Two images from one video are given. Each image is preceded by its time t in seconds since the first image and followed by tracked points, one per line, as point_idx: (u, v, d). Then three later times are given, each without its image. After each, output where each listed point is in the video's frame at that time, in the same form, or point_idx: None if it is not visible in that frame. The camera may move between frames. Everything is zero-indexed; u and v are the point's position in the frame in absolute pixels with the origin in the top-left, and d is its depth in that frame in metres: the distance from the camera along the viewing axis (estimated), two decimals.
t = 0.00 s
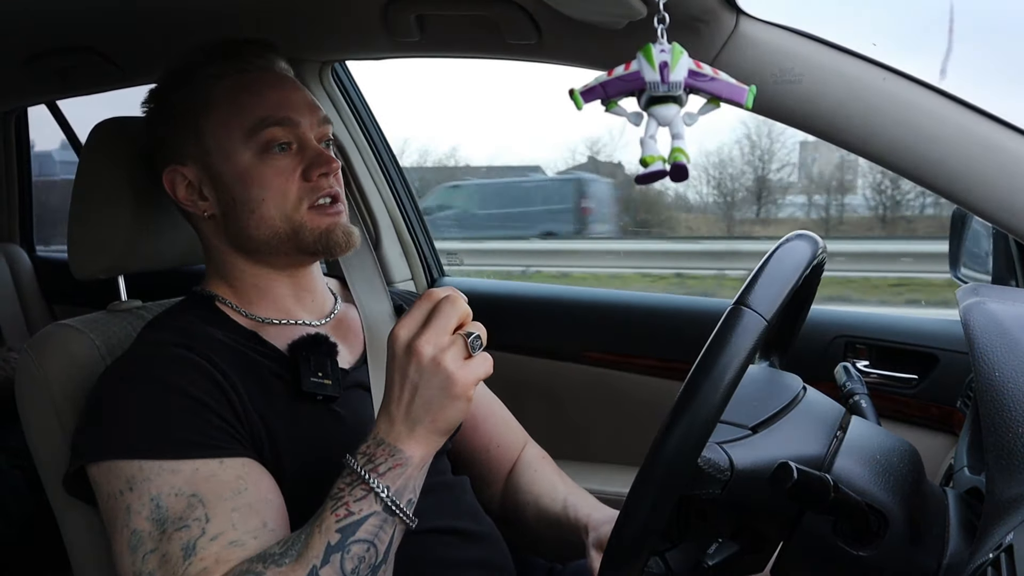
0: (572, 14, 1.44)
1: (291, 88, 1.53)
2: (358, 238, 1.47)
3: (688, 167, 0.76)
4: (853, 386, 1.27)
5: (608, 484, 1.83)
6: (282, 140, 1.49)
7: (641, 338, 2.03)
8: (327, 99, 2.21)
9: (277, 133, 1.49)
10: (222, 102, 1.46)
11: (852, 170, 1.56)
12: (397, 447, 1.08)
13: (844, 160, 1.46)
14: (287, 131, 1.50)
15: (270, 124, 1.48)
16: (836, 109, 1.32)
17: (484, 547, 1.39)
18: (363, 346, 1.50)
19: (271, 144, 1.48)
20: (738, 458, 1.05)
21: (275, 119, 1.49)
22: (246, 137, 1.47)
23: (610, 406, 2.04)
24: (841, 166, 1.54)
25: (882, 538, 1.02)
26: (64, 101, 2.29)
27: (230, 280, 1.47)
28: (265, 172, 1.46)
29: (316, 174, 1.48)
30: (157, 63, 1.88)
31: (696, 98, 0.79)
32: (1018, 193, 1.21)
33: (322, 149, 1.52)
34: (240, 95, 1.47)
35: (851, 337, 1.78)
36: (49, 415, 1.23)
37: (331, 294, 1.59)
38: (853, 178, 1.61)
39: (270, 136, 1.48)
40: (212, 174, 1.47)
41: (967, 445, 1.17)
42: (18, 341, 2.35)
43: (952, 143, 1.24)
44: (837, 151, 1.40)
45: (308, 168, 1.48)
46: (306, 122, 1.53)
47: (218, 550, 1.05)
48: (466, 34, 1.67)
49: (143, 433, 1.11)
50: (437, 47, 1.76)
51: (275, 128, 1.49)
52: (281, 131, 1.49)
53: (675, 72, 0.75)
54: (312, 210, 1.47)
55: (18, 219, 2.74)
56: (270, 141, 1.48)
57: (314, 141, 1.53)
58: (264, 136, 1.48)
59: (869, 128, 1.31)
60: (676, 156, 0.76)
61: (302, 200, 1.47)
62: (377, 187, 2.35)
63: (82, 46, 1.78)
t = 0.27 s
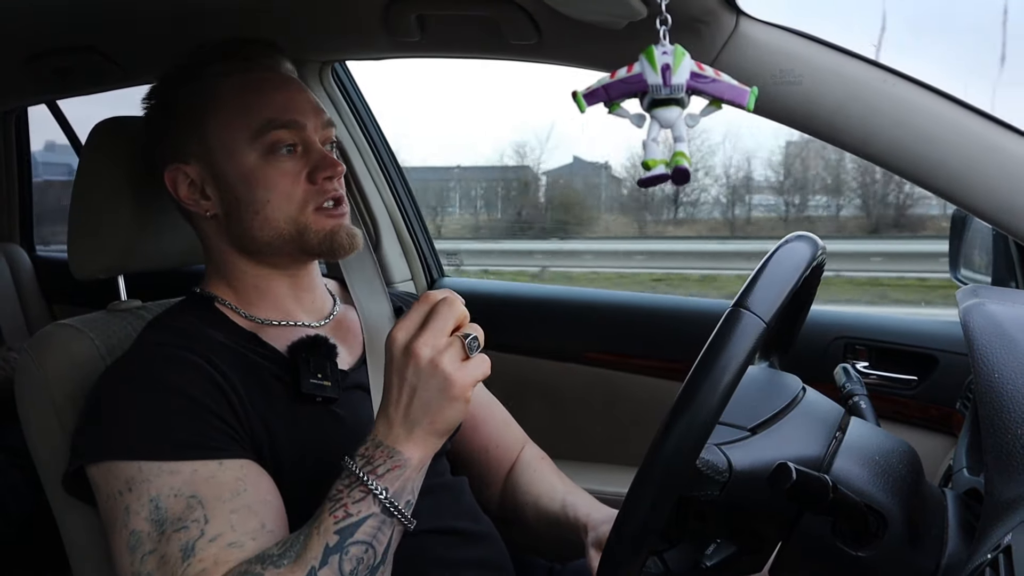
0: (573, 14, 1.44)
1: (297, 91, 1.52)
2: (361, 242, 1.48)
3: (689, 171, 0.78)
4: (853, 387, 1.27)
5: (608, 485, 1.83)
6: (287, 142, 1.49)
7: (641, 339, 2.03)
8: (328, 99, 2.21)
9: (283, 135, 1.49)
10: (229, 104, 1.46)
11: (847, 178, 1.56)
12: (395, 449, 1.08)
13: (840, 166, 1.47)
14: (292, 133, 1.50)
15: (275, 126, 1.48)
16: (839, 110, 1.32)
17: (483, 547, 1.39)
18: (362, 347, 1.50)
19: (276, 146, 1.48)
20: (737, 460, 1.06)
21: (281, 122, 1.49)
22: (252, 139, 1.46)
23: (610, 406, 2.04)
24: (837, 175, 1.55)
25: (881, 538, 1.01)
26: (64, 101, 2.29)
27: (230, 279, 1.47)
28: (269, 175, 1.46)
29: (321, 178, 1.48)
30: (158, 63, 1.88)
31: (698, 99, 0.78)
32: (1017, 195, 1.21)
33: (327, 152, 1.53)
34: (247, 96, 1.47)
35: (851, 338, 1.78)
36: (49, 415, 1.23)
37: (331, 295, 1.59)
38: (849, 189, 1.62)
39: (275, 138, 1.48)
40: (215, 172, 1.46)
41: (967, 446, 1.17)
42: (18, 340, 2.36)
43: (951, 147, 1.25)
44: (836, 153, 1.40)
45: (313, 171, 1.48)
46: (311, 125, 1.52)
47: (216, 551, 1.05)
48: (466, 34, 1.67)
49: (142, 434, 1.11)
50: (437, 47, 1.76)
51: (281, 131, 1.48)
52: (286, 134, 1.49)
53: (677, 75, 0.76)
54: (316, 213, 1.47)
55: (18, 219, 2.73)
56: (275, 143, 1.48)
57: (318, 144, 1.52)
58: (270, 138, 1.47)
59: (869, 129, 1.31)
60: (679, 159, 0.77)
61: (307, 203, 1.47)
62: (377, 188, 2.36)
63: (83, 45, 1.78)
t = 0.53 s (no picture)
0: (574, 14, 1.44)
1: (301, 88, 1.53)
2: (362, 240, 1.48)
3: (705, 167, 0.76)
4: (853, 386, 1.27)
5: (608, 484, 1.83)
6: (292, 139, 1.49)
7: (641, 339, 2.02)
8: (328, 99, 2.21)
9: (287, 132, 1.49)
10: (233, 100, 1.46)
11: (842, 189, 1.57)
12: (395, 461, 1.07)
13: (837, 174, 1.47)
14: (297, 130, 1.50)
15: (280, 123, 1.48)
16: (840, 109, 1.32)
17: (484, 547, 1.39)
18: (363, 346, 1.50)
19: (281, 142, 1.48)
20: (737, 461, 1.06)
21: (286, 118, 1.49)
22: (256, 135, 1.46)
23: (610, 406, 2.04)
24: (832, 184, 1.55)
25: (881, 538, 1.02)
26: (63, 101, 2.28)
27: (232, 278, 1.47)
28: (273, 171, 1.46)
29: (324, 175, 1.48)
30: (158, 62, 1.88)
31: (708, 97, 0.78)
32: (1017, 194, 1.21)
33: (331, 150, 1.53)
34: (252, 92, 1.47)
35: (852, 337, 1.78)
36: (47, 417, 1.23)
37: (331, 294, 1.59)
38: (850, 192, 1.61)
39: (280, 134, 1.48)
40: (218, 170, 1.46)
41: (967, 445, 1.17)
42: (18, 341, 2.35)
43: (952, 147, 1.25)
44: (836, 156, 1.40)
45: (317, 167, 1.49)
46: (315, 123, 1.53)
47: (215, 557, 1.04)
48: (466, 34, 1.67)
49: (141, 435, 1.11)
50: (437, 47, 1.76)
51: (285, 127, 1.48)
52: (290, 131, 1.49)
53: (686, 73, 0.76)
54: (319, 210, 1.47)
55: (18, 221, 2.73)
56: (280, 140, 1.48)
57: (322, 141, 1.53)
58: (274, 134, 1.47)
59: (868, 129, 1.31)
60: (693, 156, 0.76)
61: (310, 200, 1.47)
62: (377, 187, 2.37)
63: (83, 45, 1.78)
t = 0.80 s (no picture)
0: (575, 14, 1.44)
1: (298, 86, 1.53)
2: (361, 231, 1.48)
3: (682, 171, 0.78)
4: (853, 387, 1.27)
5: (608, 484, 1.83)
6: (291, 136, 1.49)
7: (641, 339, 2.02)
8: (329, 97, 2.21)
9: (286, 130, 1.49)
10: (231, 98, 1.46)
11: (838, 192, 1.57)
12: (394, 465, 1.07)
13: (834, 178, 1.48)
14: (295, 127, 1.50)
15: (278, 121, 1.48)
16: (841, 110, 1.31)
17: (484, 547, 1.39)
18: (363, 346, 1.49)
19: (279, 140, 1.48)
20: (735, 465, 1.05)
21: (284, 116, 1.49)
22: (254, 133, 1.46)
23: (610, 406, 2.04)
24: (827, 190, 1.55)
25: (881, 538, 1.02)
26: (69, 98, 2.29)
27: (232, 277, 1.47)
28: (272, 169, 1.46)
29: (322, 171, 1.49)
30: (159, 61, 1.88)
31: (693, 100, 0.79)
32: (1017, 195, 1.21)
33: (329, 146, 1.53)
34: (250, 91, 1.47)
35: (852, 338, 1.78)
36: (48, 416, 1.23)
37: (332, 294, 1.59)
38: (850, 195, 1.62)
39: (278, 132, 1.48)
40: (217, 169, 1.46)
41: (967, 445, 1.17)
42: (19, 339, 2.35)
43: (952, 147, 1.25)
44: (836, 158, 1.39)
45: (315, 164, 1.49)
46: (313, 120, 1.53)
47: (213, 559, 1.05)
48: (467, 34, 1.67)
49: (140, 434, 1.11)
50: (439, 47, 1.76)
51: (283, 125, 1.48)
52: (289, 128, 1.49)
53: (672, 76, 0.76)
54: (318, 207, 1.47)
55: (19, 221, 2.71)
56: (278, 138, 1.48)
57: (320, 139, 1.53)
58: (272, 132, 1.47)
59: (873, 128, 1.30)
60: (671, 160, 0.78)
61: (309, 197, 1.48)
62: (377, 186, 2.37)
63: (84, 44, 1.78)
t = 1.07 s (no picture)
0: (578, 14, 1.44)
1: (299, 84, 1.54)
2: (361, 232, 1.49)
3: (707, 171, 0.78)
4: (854, 387, 1.27)
5: (609, 484, 1.83)
6: (291, 134, 1.49)
7: (642, 339, 2.02)
8: (331, 99, 2.21)
9: (286, 127, 1.49)
10: (232, 96, 1.46)
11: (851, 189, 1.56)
12: (399, 531, 1.11)
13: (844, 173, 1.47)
14: (295, 126, 1.50)
15: (278, 118, 1.49)
16: (840, 110, 1.32)
17: (481, 547, 1.39)
18: (364, 345, 1.47)
19: (279, 138, 1.48)
20: (730, 473, 1.05)
21: (284, 114, 1.49)
22: (255, 131, 1.47)
23: (610, 406, 2.04)
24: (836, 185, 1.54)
25: (882, 539, 1.01)
26: (74, 97, 2.27)
27: (233, 275, 1.47)
28: (272, 166, 1.46)
29: (323, 169, 1.49)
30: (160, 61, 1.88)
31: (711, 99, 0.80)
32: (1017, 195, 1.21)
33: (329, 144, 1.53)
34: (251, 88, 1.47)
35: (853, 338, 1.77)
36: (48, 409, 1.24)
37: (333, 291, 1.58)
38: (855, 196, 1.61)
39: (278, 130, 1.48)
40: (218, 166, 1.46)
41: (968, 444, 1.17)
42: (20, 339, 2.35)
43: (955, 145, 1.24)
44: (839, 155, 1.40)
45: (316, 162, 1.49)
46: (313, 118, 1.53)
47: (187, 555, 1.05)
48: (468, 33, 1.67)
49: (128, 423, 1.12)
50: (441, 46, 1.76)
51: (284, 123, 1.49)
52: (289, 126, 1.49)
53: (689, 76, 0.77)
54: (319, 205, 1.48)
55: (21, 221, 2.66)
56: (278, 135, 1.48)
57: (321, 137, 1.53)
58: (273, 130, 1.48)
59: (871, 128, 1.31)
60: (697, 160, 0.78)
61: (309, 195, 1.48)
62: (379, 187, 2.37)
63: (85, 44, 1.78)
